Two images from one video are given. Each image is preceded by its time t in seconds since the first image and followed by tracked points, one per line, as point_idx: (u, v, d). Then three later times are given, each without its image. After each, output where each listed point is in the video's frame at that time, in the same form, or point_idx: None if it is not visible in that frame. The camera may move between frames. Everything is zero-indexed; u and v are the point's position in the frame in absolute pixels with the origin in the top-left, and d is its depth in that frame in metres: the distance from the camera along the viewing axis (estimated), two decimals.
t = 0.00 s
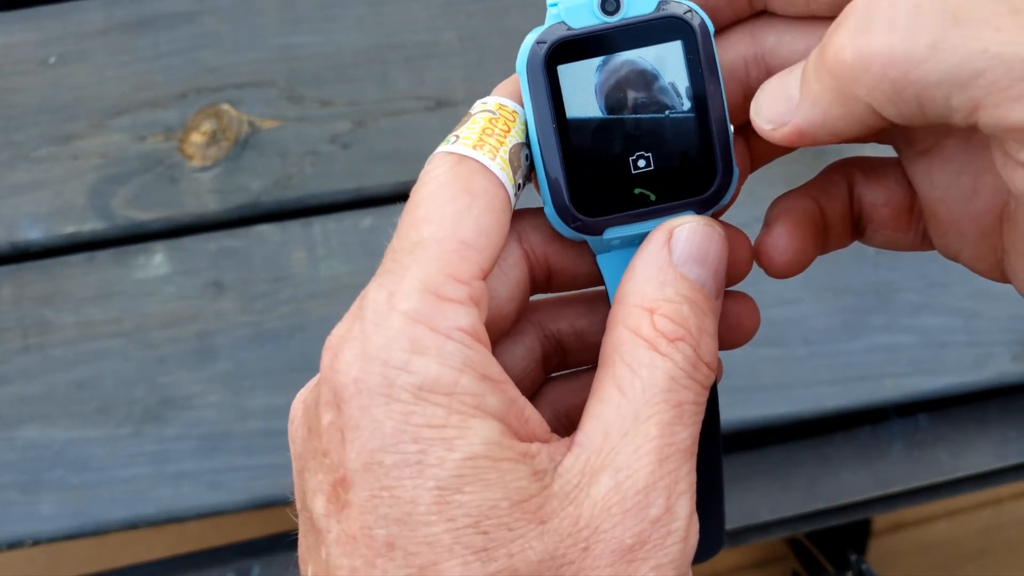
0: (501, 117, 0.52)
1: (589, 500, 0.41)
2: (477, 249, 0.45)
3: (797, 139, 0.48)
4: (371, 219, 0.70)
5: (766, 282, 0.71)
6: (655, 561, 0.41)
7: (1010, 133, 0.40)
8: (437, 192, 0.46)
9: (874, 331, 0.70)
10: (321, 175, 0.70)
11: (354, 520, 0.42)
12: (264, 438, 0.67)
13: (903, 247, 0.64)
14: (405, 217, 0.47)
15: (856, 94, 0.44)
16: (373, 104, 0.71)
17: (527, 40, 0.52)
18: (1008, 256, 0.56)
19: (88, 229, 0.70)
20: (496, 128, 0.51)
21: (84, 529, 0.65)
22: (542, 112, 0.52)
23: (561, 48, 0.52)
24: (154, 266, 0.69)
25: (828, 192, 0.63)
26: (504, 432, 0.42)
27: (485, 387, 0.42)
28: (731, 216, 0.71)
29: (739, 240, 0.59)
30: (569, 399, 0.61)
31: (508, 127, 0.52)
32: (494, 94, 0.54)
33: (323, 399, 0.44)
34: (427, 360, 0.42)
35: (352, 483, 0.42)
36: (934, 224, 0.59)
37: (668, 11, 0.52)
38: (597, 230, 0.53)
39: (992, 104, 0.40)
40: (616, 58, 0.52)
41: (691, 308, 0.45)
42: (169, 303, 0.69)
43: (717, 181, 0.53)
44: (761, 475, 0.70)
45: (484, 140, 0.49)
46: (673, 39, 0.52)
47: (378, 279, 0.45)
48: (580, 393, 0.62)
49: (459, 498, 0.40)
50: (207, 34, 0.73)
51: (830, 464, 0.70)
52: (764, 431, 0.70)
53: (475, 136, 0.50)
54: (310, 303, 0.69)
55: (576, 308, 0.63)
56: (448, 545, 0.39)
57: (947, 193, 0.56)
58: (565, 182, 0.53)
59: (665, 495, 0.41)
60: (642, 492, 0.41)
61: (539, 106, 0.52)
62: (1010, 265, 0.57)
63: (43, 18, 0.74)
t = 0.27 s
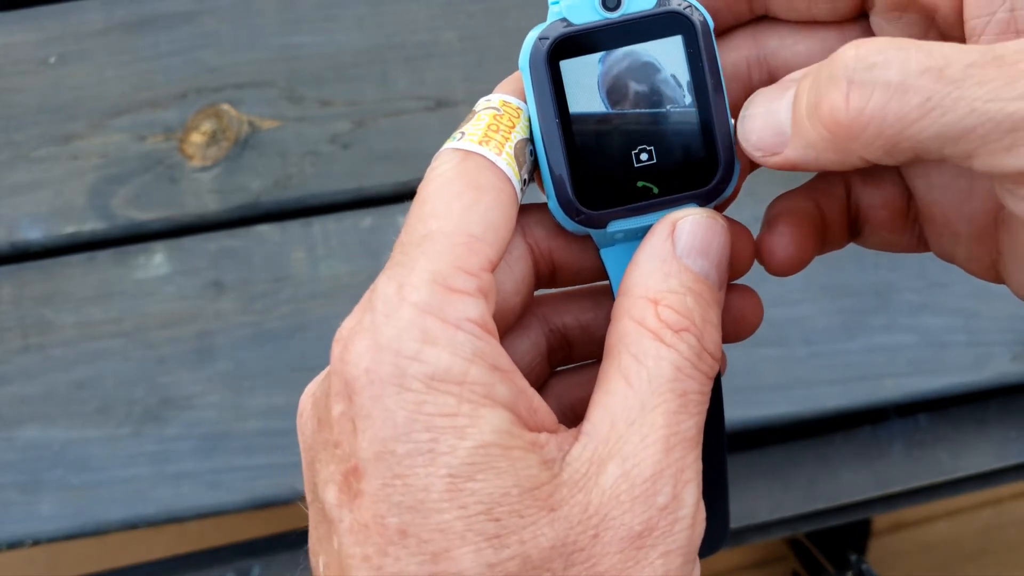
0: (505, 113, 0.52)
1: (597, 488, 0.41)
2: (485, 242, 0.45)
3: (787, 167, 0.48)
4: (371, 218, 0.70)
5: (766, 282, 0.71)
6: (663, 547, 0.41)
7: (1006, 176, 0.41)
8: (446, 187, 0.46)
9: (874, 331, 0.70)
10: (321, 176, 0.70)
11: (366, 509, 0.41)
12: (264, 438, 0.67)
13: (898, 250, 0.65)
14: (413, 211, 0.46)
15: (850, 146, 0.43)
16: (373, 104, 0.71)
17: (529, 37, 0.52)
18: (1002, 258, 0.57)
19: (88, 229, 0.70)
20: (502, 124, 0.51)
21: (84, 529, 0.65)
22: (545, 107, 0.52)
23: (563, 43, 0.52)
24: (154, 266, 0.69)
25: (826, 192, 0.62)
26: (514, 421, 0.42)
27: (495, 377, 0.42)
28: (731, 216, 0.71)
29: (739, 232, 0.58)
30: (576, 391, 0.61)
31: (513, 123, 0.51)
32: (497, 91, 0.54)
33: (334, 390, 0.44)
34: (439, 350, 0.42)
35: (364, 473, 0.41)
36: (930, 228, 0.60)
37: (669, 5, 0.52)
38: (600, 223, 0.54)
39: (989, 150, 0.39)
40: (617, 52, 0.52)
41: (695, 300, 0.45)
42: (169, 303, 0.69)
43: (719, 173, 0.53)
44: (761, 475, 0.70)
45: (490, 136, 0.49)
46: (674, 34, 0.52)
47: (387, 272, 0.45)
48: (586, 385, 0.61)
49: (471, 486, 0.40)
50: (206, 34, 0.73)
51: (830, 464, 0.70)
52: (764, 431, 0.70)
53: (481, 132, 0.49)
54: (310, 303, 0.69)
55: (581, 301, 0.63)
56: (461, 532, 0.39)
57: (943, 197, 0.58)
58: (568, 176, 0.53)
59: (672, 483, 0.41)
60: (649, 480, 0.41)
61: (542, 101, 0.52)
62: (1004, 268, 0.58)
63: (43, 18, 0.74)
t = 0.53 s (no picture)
0: (508, 92, 0.51)
1: (596, 460, 0.41)
2: (487, 218, 0.45)
3: (783, 121, 0.50)
4: (371, 218, 0.70)
5: (766, 281, 0.71)
6: (661, 518, 0.41)
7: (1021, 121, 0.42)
8: (449, 163, 0.46)
9: (874, 331, 0.70)
10: (322, 175, 0.70)
11: (367, 477, 0.41)
12: (264, 438, 0.67)
13: (899, 234, 0.65)
14: (415, 187, 0.46)
15: (858, 87, 0.45)
16: (373, 104, 0.71)
17: (531, 16, 0.52)
18: (1004, 238, 0.56)
19: (88, 228, 0.70)
20: (504, 103, 0.50)
21: (84, 530, 0.65)
22: (546, 85, 0.52)
23: (564, 22, 0.52)
24: (154, 266, 0.69)
25: (825, 178, 0.63)
26: (515, 393, 0.42)
27: (496, 349, 0.43)
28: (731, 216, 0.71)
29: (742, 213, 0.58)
30: (575, 371, 0.61)
31: (515, 102, 0.51)
32: (499, 71, 0.54)
33: (336, 360, 0.44)
34: (440, 321, 0.42)
35: (366, 441, 0.41)
36: (932, 210, 0.60)
37: None
38: (601, 202, 0.53)
39: (1004, 93, 0.41)
40: (619, 30, 0.52)
41: (693, 276, 0.45)
42: (169, 303, 0.69)
43: (719, 153, 0.53)
44: (761, 475, 0.70)
45: (492, 114, 0.49)
46: (675, 13, 0.53)
47: (389, 245, 0.45)
48: (585, 366, 0.61)
49: (472, 454, 0.40)
50: (206, 34, 0.73)
51: (830, 464, 0.70)
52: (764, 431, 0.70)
53: (483, 110, 0.49)
54: (310, 303, 0.69)
55: (581, 282, 0.63)
56: (462, 499, 0.39)
57: (945, 178, 0.57)
58: (569, 154, 0.53)
59: (670, 455, 0.41)
60: (648, 452, 0.41)
61: (544, 79, 0.52)
62: (1006, 249, 0.57)
63: (43, 18, 0.74)
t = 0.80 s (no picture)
0: (504, 83, 0.52)
1: (595, 453, 0.41)
2: (483, 209, 0.45)
3: (761, 103, 0.50)
4: (371, 218, 0.70)
5: (766, 281, 0.71)
6: (660, 511, 0.41)
7: (992, 99, 0.43)
8: (445, 155, 0.46)
9: (874, 331, 0.70)
10: (322, 175, 0.70)
11: (365, 471, 0.41)
12: (264, 438, 0.67)
13: (891, 220, 0.65)
14: (411, 179, 0.46)
15: (830, 62, 0.46)
16: (373, 104, 0.71)
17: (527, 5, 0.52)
18: (992, 223, 0.57)
19: (88, 228, 0.70)
20: (500, 94, 0.51)
21: (85, 530, 0.65)
22: (543, 75, 0.51)
23: (561, 11, 0.52)
24: (154, 266, 0.69)
25: (816, 164, 0.63)
26: (512, 386, 0.42)
27: (493, 342, 0.43)
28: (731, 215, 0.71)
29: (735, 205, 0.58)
30: (569, 365, 0.61)
31: (511, 93, 0.51)
32: (493, 63, 0.54)
33: (332, 353, 0.44)
34: (437, 314, 0.42)
35: (363, 435, 0.41)
36: (920, 196, 0.60)
37: None
38: (596, 193, 0.53)
39: (976, 69, 0.41)
40: (616, 21, 0.52)
41: (690, 269, 0.45)
42: (169, 303, 0.69)
43: (714, 144, 0.53)
44: (761, 475, 0.70)
45: (489, 105, 0.49)
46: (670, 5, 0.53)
47: (385, 237, 0.45)
48: (579, 359, 0.61)
49: (471, 447, 0.40)
50: (207, 34, 0.73)
51: (830, 464, 0.70)
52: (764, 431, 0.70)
53: (479, 101, 0.49)
54: (310, 303, 0.69)
55: (575, 275, 0.63)
56: (460, 493, 0.39)
57: (934, 164, 0.57)
58: (565, 144, 0.52)
59: (669, 447, 0.41)
60: (646, 444, 0.41)
61: (540, 69, 0.51)
62: (993, 235, 0.57)
63: (43, 18, 0.74)
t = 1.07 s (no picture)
0: (486, 104, 0.52)
1: (574, 479, 0.41)
2: (465, 232, 0.45)
3: (764, 153, 0.48)
4: (371, 218, 0.70)
5: (766, 282, 0.71)
6: (641, 537, 0.41)
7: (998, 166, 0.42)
8: (427, 177, 0.46)
9: (875, 331, 0.70)
10: (322, 176, 0.70)
11: (343, 498, 0.41)
12: (263, 438, 0.66)
13: (880, 241, 0.66)
14: (393, 201, 0.46)
15: (834, 146, 0.44)
16: (373, 104, 0.71)
17: (507, 25, 0.52)
18: (989, 243, 0.58)
19: (88, 228, 0.70)
20: (483, 115, 0.51)
21: (85, 529, 0.65)
22: (523, 96, 0.52)
23: (540, 31, 0.52)
24: (154, 266, 0.69)
25: (809, 185, 0.64)
26: (492, 412, 0.43)
27: (473, 367, 0.43)
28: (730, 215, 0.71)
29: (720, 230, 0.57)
30: (555, 385, 0.61)
31: (494, 113, 0.52)
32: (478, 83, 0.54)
33: (310, 378, 0.43)
34: (417, 339, 0.42)
35: (341, 462, 0.41)
36: (919, 219, 0.61)
37: None
38: (577, 214, 0.53)
39: (973, 144, 0.41)
40: (595, 41, 0.52)
41: (670, 292, 0.45)
42: (169, 303, 0.69)
43: (696, 164, 0.53)
44: (761, 475, 0.70)
45: (471, 127, 0.49)
46: (653, 22, 0.52)
47: (366, 261, 0.45)
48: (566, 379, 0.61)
49: (449, 474, 0.40)
50: (207, 34, 0.73)
51: (830, 464, 0.70)
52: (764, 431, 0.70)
53: (462, 123, 0.50)
54: (310, 303, 0.69)
55: (560, 294, 0.63)
56: (438, 522, 0.39)
57: (928, 185, 0.59)
58: (545, 165, 0.52)
59: (649, 473, 0.41)
60: (626, 470, 0.41)
61: (520, 90, 0.52)
62: (990, 254, 0.58)
63: (43, 18, 0.74)
